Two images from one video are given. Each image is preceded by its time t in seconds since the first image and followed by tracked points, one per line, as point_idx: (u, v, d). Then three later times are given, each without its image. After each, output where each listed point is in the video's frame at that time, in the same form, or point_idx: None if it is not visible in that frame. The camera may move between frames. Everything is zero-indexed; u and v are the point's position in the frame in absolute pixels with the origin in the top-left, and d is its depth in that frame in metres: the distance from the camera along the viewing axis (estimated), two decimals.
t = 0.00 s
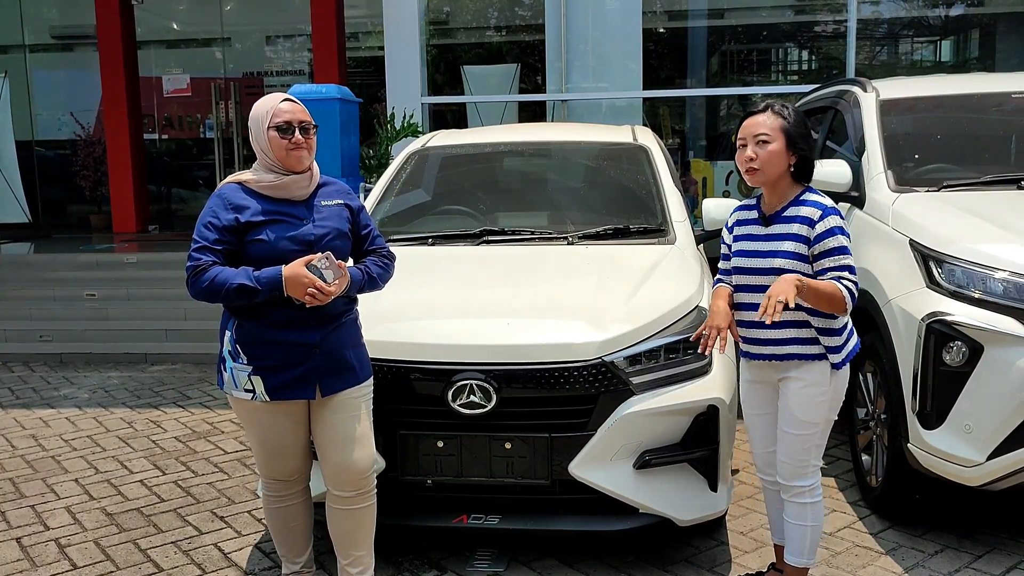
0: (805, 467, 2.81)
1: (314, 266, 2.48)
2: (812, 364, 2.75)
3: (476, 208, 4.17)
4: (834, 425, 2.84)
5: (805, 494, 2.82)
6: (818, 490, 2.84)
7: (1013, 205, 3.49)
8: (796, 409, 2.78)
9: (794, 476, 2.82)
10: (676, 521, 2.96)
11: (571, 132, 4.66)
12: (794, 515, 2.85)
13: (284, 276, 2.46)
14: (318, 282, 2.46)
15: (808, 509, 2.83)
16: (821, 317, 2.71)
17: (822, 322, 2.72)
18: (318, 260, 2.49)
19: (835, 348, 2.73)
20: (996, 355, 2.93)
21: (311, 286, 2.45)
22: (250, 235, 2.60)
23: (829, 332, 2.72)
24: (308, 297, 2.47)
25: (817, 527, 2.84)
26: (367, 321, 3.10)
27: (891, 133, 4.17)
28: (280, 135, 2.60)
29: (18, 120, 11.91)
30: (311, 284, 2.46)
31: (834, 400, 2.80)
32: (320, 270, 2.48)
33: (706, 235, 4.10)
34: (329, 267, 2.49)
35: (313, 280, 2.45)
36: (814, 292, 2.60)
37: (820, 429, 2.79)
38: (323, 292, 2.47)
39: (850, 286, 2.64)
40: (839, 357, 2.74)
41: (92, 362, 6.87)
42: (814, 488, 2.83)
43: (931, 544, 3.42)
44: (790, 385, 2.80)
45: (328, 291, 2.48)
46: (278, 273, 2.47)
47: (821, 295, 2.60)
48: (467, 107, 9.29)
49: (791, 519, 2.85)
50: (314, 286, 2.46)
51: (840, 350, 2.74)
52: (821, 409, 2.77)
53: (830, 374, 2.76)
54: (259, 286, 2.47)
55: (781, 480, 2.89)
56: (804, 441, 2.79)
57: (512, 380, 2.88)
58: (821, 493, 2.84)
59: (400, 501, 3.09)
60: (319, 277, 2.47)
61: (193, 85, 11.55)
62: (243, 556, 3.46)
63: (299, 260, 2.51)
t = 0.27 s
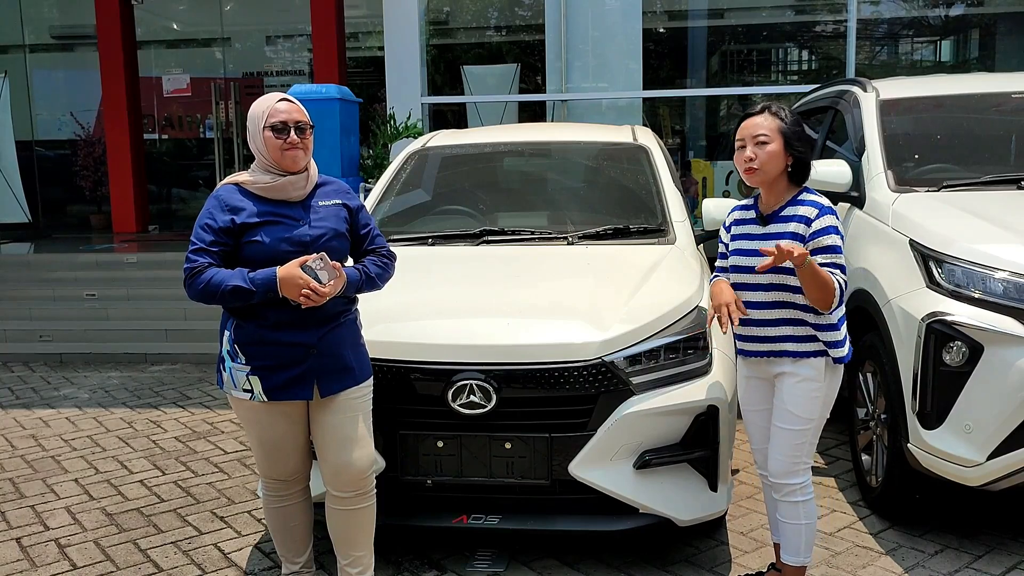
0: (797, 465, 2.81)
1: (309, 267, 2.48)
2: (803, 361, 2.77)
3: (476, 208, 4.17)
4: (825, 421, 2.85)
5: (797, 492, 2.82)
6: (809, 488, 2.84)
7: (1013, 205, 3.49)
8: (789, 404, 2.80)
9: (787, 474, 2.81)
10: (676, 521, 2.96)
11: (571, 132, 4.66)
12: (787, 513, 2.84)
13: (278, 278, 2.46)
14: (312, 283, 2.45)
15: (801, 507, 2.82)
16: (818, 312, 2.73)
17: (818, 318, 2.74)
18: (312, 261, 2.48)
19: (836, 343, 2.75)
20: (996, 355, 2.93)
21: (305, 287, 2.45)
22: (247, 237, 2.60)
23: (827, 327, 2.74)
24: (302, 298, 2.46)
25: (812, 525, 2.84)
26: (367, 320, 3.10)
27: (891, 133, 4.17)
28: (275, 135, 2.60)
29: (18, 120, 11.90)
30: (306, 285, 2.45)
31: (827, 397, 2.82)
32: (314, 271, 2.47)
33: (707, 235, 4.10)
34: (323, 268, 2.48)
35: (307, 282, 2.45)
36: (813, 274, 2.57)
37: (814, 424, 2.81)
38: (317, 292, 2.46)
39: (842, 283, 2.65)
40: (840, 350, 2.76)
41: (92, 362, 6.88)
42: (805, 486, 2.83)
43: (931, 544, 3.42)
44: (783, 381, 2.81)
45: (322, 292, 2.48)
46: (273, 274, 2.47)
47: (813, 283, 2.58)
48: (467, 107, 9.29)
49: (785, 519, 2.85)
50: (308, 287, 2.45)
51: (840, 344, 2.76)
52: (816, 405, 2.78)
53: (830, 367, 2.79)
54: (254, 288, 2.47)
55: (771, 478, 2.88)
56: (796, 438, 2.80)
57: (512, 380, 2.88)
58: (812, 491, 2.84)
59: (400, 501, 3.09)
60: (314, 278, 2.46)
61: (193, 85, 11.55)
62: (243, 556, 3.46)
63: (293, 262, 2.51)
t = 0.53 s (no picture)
0: (789, 465, 2.81)
1: (308, 267, 2.48)
2: (801, 361, 2.77)
3: (476, 208, 4.17)
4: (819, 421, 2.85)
5: (788, 492, 2.82)
6: (800, 488, 2.84)
7: (1013, 205, 3.49)
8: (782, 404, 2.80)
9: (779, 474, 2.81)
10: (676, 521, 2.96)
11: (572, 132, 4.66)
12: (779, 513, 2.85)
13: (277, 278, 2.46)
14: (311, 284, 2.45)
15: (792, 507, 2.83)
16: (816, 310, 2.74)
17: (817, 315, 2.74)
18: (311, 262, 2.48)
19: (831, 341, 2.75)
20: (996, 355, 2.93)
21: (304, 287, 2.45)
22: (246, 237, 2.59)
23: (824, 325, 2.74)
24: (302, 299, 2.46)
25: (805, 525, 2.85)
26: (367, 321, 3.10)
27: (891, 133, 4.17)
28: (273, 136, 2.60)
29: (18, 120, 11.90)
30: (305, 286, 2.45)
31: (822, 397, 2.82)
32: (314, 271, 2.48)
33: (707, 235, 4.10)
34: (322, 268, 2.48)
35: (306, 283, 2.45)
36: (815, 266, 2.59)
37: (807, 424, 2.81)
38: (316, 292, 2.46)
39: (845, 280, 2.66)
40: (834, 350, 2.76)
41: (92, 362, 6.88)
42: (797, 485, 2.83)
43: (931, 544, 3.42)
44: (780, 381, 2.81)
45: (323, 292, 2.48)
46: (272, 275, 2.47)
47: (817, 277, 2.60)
48: (467, 107, 9.29)
49: (777, 518, 2.85)
50: (307, 288, 2.45)
51: (834, 344, 2.76)
52: (810, 405, 2.78)
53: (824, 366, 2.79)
54: (253, 288, 2.47)
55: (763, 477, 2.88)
56: (788, 436, 2.80)
57: (512, 380, 2.88)
58: (804, 491, 2.84)
59: (400, 502, 3.09)
60: (313, 278, 2.47)
61: (193, 85, 11.55)
62: (243, 556, 3.46)
63: (291, 262, 2.51)
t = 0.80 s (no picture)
0: (786, 466, 2.81)
1: (310, 266, 2.49)
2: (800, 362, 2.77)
3: (476, 208, 4.17)
4: (817, 422, 2.85)
5: (786, 493, 2.82)
6: (799, 489, 2.83)
7: (1013, 205, 3.49)
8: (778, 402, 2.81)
9: (776, 475, 2.80)
10: (676, 521, 2.96)
11: (572, 132, 4.66)
12: (777, 514, 2.85)
13: (281, 278, 2.46)
14: (314, 282, 2.47)
15: (790, 508, 2.83)
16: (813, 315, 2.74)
17: (812, 319, 2.75)
18: (313, 260, 2.49)
19: (826, 346, 2.75)
20: (996, 355, 2.93)
21: (307, 286, 2.46)
22: (246, 237, 2.59)
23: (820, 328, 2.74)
24: (305, 298, 2.48)
25: (803, 526, 2.85)
26: (367, 321, 3.09)
27: (891, 133, 4.17)
28: (280, 138, 2.60)
29: (18, 120, 11.90)
30: (307, 284, 2.46)
31: (820, 398, 2.82)
32: (316, 270, 2.48)
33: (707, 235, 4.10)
34: (324, 267, 2.49)
35: (309, 281, 2.46)
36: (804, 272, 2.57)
37: (804, 425, 2.81)
38: (320, 291, 2.48)
39: (839, 286, 2.66)
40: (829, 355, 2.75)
41: (92, 362, 6.88)
42: (795, 486, 2.82)
43: (931, 544, 3.42)
44: (778, 381, 2.81)
45: (326, 291, 2.49)
46: (275, 274, 2.47)
47: (806, 283, 2.58)
48: (467, 107, 9.29)
49: (775, 519, 2.85)
50: (310, 286, 2.47)
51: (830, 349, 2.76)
52: (808, 406, 2.78)
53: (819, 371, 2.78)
54: (256, 288, 2.47)
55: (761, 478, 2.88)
56: (786, 438, 2.80)
57: (512, 380, 2.88)
58: (802, 492, 2.84)
59: (400, 502, 3.09)
60: (315, 277, 2.48)
61: (193, 85, 11.55)
62: (243, 556, 3.46)
63: (294, 261, 2.51)
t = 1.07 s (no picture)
0: (786, 466, 2.81)
1: (315, 264, 2.50)
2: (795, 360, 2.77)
3: (476, 208, 4.17)
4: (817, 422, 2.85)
5: (787, 493, 2.82)
6: (800, 489, 2.83)
7: (1013, 205, 3.49)
8: (778, 404, 2.80)
9: (776, 475, 2.81)
10: (676, 521, 2.96)
11: (572, 132, 4.66)
12: (778, 514, 2.85)
13: (286, 276, 2.47)
14: (320, 280, 2.48)
15: (792, 508, 2.83)
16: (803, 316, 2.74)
17: (803, 322, 2.74)
18: (318, 259, 2.51)
19: (815, 347, 2.74)
20: (996, 355, 2.93)
21: (313, 284, 2.47)
22: (248, 236, 2.59)
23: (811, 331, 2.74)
24: (310, 296, 2.49)
25: (804, 526, 2.85)
26: (367, 321, 3.09)
27: (891, 133, 4.17)
28: (285, 138, 2.60)
29: (18, 120, 11.90)
30: (313, 282, 2.47)
31: (819, 398, 2.82)
32: (321, 268, 2.50)
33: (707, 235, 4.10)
34: (329, 265, 2.52)
35: (314, 279, 2.47)
36: (785, 281, 2.61)
37: (804, 425, 2.81)
38: (325, 289, 2.49)
39: (828, 293, 2.66)
40: (820, 358, 2.74)
41: (92, 362, 6.87)
42: (796, 487, 2.83)
43: (931, 544, 3.42)
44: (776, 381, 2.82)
45: (330, 289, 2.51)
46: (280, 272, 2.47)
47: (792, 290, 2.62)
48: (467, 107, 9.30)
49: (777, 520, 2.85)
50: (316, 284, 2.48)
51: (821, 352, 2.74)
52: (806, 406, 2.78)
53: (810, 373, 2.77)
54: (261, 287, 2.47)
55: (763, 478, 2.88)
56: (785, 438, 2.80)
57: (512, 380, 2.88)
58: (803, 492, 2.84)
59: (400, 502, 3.09)
60: (320, 275, 2.49)
61: (193, 85, 11.55)
62: (243, 556, 3.46)
63: (299, 259, 2.52)
